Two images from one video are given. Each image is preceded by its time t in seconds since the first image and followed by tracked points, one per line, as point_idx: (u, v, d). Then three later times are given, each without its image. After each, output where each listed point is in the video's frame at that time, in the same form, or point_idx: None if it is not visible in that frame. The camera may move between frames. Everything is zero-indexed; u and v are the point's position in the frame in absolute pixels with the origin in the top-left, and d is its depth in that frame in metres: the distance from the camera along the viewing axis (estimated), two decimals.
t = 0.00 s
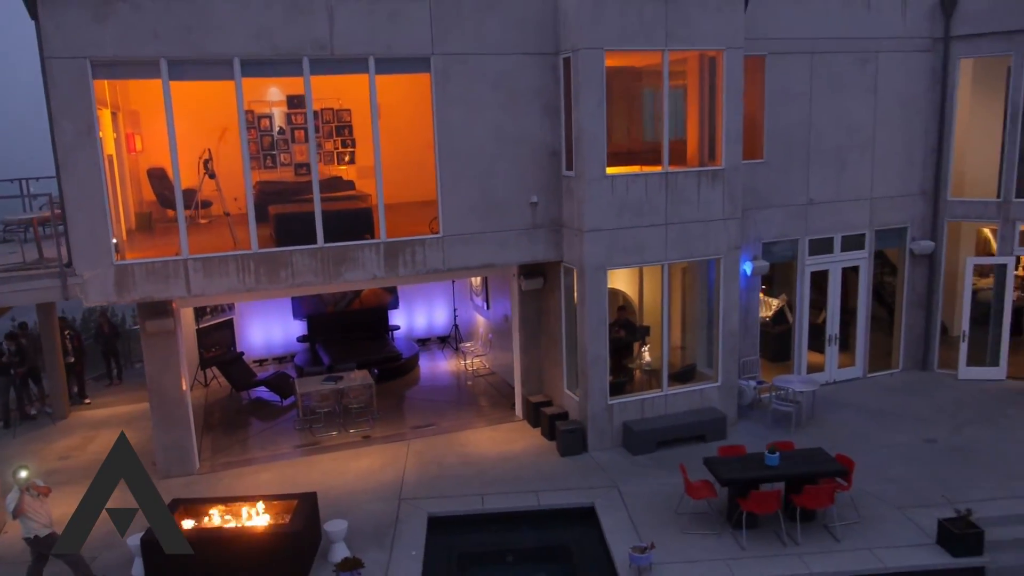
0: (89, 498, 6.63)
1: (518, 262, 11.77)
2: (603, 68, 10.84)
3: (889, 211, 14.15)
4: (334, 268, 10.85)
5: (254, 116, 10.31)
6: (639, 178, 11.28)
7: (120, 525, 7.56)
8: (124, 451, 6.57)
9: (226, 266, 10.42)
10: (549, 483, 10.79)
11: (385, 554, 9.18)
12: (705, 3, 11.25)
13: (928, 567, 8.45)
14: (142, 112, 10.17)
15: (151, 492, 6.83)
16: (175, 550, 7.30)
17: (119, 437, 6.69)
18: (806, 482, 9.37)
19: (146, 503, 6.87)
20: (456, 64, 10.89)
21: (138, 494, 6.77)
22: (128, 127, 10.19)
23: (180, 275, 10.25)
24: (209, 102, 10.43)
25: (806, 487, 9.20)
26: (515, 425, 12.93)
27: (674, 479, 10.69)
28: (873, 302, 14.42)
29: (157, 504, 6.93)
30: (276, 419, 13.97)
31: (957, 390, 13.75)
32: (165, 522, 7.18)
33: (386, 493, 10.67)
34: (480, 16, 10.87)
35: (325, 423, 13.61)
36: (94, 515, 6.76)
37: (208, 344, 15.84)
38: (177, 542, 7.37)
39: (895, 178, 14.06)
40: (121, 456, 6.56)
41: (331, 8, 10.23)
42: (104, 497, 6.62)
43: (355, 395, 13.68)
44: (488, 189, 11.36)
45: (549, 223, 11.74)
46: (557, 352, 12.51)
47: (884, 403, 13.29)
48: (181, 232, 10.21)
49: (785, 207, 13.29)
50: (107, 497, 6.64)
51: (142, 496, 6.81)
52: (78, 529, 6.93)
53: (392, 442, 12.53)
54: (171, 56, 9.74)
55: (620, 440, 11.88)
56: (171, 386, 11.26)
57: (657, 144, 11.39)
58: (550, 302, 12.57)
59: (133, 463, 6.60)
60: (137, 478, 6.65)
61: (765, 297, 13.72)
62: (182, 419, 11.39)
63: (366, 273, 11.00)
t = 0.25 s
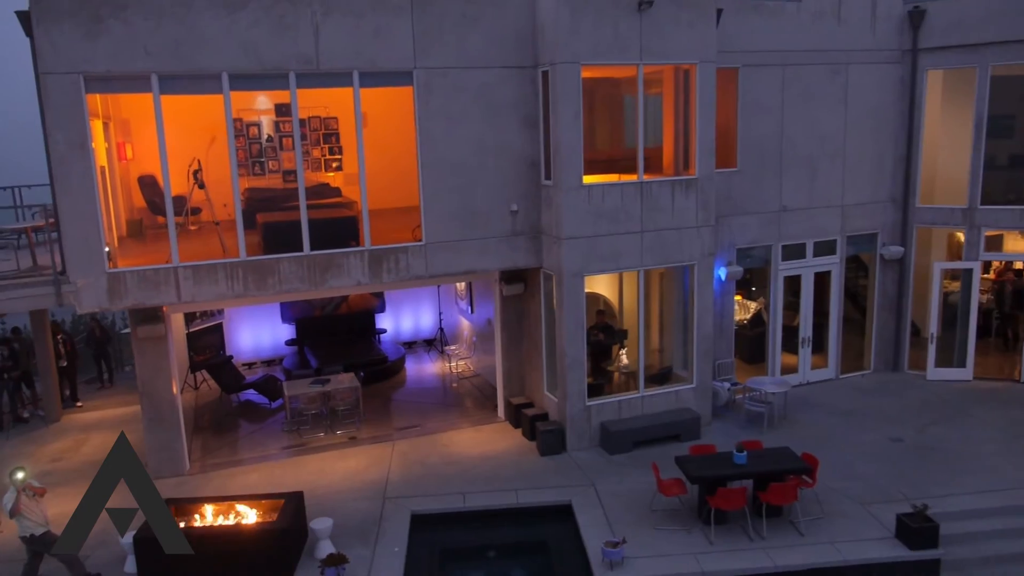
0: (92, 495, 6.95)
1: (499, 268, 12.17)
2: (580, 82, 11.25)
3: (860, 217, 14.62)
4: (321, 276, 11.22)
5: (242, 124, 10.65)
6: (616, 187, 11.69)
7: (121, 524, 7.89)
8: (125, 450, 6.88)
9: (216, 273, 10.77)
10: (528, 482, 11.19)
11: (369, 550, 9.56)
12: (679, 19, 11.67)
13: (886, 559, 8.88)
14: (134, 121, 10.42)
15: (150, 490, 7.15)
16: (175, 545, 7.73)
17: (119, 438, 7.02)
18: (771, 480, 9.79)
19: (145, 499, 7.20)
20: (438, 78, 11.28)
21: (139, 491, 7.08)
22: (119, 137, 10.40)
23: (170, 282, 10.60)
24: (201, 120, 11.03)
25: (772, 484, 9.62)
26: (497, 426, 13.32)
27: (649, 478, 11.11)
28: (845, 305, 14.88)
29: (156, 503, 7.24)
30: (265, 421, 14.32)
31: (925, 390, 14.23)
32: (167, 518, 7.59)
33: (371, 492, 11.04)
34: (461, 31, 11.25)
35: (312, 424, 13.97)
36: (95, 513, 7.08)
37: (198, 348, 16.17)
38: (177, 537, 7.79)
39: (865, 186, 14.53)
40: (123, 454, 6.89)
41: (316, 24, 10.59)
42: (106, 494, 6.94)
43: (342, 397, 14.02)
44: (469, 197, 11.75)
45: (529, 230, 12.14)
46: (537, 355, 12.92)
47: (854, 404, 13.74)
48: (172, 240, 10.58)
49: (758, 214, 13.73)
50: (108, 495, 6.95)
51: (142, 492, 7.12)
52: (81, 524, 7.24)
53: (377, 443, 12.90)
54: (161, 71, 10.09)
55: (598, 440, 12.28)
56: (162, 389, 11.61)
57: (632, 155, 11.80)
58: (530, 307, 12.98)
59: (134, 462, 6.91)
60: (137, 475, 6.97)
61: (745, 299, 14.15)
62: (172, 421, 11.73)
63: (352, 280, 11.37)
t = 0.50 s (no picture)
0: (93, 494, 7.29)
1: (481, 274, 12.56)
2: (558, 94, 11.64)
3: (832, 223, 15.07)
4: (307, 282, 11.59)
5: (231, 132, 11.00)
6: (593, 195, 12.10)
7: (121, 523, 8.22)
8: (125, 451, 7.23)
9: (205, 280, 11.14)
10: (509, 481, 11.59)
11: (353, 547, 9.93)
12: (654, 33, 12.09)
13: (847, 553, 9.31)
14: (123, 128, 10.71)
15: (150, 490, 7.48)
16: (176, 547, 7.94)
17: (119, 439, 7.36)
18: (741, 477, 10.19)
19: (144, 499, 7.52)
20: (421, 90, 11.66)
21: (138, 490, 7.42)
22: (109, 145, 10.71)
23: (160, 288, 10.95)
24: (187, 128, 10.94)
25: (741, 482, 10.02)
26: (479, 426, 13.72)
27: (624, 476, 11.52)
28: (819, 309, 15.32)
29: (155, 503, 7.57)
30: (253, 423, 14.67)
31: (895, 390, 14.70)
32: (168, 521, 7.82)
33: (356, 491, 11.42)
34: (443, 45, 11.63)
35: (300, 426, 14.30)
36: (97, 511, 7.42)
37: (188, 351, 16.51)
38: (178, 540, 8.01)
39: (837, 192, 14.98)
40: (122, 455, 7.23)
41: (302, 40, 10.95)
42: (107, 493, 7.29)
43: (329, 399, 14.31)
44: (451, 205, 12.13)
45: (510, 236, 12.53)
46: (518, 357, 13.31)
47: (826, 404, 14.19)
48: (161, 248, 10.95)
49: (732, 220, 14.16)
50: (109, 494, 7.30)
51: (141, 492, 7.45)
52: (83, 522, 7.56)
53: (363, 444, 13.27)
54: (152, 86, 10.44)
55: (577, 440, 12.68)
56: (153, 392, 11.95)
57: (610, 164, 12.20)
58: (512, 311, 13.38)
59: (132, 462, 7.26)
60: (135, 475, 7.31)
61: (724, 302, 14.54)
62: (163, 423, 12.07)
63: (337, 285, 11.74)
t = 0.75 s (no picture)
0: (95, 491, 7.62)
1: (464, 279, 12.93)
2: (537, 106, 12.03)
3: (807, 228, 15.51)
4: (294, 288, 11.93)
5: (220, 139, 11.41)
6: (571, 203, 12.49)
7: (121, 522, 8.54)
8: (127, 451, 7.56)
9: (194, 286, 11.44)
10: (490, 479, 11.96)
11: (339, 544, 10.29)
12: (629, 46, 12.49)
13: (813, 547, 9.72)
14: (113, 135, 11.38)
15: (150, 489, 7.80)
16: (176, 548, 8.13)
17: (119, 439, 7.71)
18: (711, 474, 10.59)
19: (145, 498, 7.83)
20: (404, 102, 12.02)
21: (139, 489, 7.74)
22: (100, 152, 11.47)
23: (151, 294, 11.26)
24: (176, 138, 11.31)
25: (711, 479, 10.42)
26: (463, 427, 14.09)
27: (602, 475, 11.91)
28: (794, 311, 15.75)
29: (155, 502, 7.89)
30: (243, 425, 14.99)
31: (867, 390, 15.14)
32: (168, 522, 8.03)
33: (342, 490, 11.77)
34: (425, 58, 12.01)
35: (289, 428, 14.61)
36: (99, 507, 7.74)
37: (179, 354, 16.81)
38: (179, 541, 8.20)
39: (811, 198, 15.42)
40: (123, 455, 7.56)
41: (288, 53, 11.30)
42: (108, 491, 7.62)
43: (316, 401, 14.61)
44: (434, 213, 12.50)
45: (491, 243, 12.91)
46: (500, 360, 13.69)
47: (800, 404, 14.62)
48: (153, 254, 11.27)
49: (709, 225, 14.58)
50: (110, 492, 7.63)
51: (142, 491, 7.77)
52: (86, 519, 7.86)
53: (350, 445, 13.61)
54: (142, 98, 10.77)
55: (557, 440, 13.06)
56: (144, 394, 12.25)
57: (588, 172, 12.60)
58: (494, 314, 13.75)
59: (133, 462, 7.59)
60: (136, 475, 7.63)
61: (705, 304, 14.95)
62: (154, 424, 12.38)
63: (323, 291, 12.08)
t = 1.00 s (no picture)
0: (95, 489, 7.95)
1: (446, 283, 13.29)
2: (516, 116, 12.40)
3: (782, 232, 15.93)
4: (280, 294, 12.29)
5: (209, 145, 11.63)
6: (551, 210, 12.87)
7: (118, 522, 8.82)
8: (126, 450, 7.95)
9: (183, 294, 11.81)
10: (472, 478, 12.33)
11: (324, 541, 10.64)
12: (606, 57, 12.88)
13: (779, 541, 10.12)
14: (104, 142, 11.32)
15: (147, 488, 8.18)
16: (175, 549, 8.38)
17: (119, 441, 8.08)
18: (683, 472, 10.98)
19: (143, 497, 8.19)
20: (387, 112, 12.38)
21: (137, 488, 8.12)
22: (91, 159, 11.31)
23: (140, 301, 11.61)
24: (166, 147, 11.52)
25: (683, 476, 10.81)
26: (447, 428, 14.45)
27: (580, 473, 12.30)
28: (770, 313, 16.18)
29: (152, 501, 8.24)
30: (232, 426, 15.32)
31: (841, 390, 15.57)
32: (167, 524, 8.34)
33: (328, 489, 12.11)
34: (408, 69, 12.37)
35: (277, 429, 14.96)
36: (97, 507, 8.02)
37: (169, 357, 17.12)
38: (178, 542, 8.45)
39: (786, 203, 15.84)
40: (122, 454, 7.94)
41: (274, 66, 11.65)
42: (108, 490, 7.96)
43: (304, 403, 14.97)
44: (417, 219, 12.86)
45: (473, 248, 13.28)
46: (483, 362, 14.08)
47: (775, 404, 15.04)
48: (143, 261, 11.61)
49: (686, 230, 14.98)
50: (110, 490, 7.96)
51: (140, 490, 8.13)
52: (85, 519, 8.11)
53: (336, 445, 13.96)
54: (132, 110, 11.10)
55: (538, 439, 13.44)
56: (134, 398, 12.57)
57: (566, 180, 12.96)
58: (477, 318, 14.13)
59: (133, 460, 7.97)
60: (134, 473, 8.02)
61: (687, 307, 15.39)
62: (144, 427, 12.70)
63: (309, 297, 12.45)
